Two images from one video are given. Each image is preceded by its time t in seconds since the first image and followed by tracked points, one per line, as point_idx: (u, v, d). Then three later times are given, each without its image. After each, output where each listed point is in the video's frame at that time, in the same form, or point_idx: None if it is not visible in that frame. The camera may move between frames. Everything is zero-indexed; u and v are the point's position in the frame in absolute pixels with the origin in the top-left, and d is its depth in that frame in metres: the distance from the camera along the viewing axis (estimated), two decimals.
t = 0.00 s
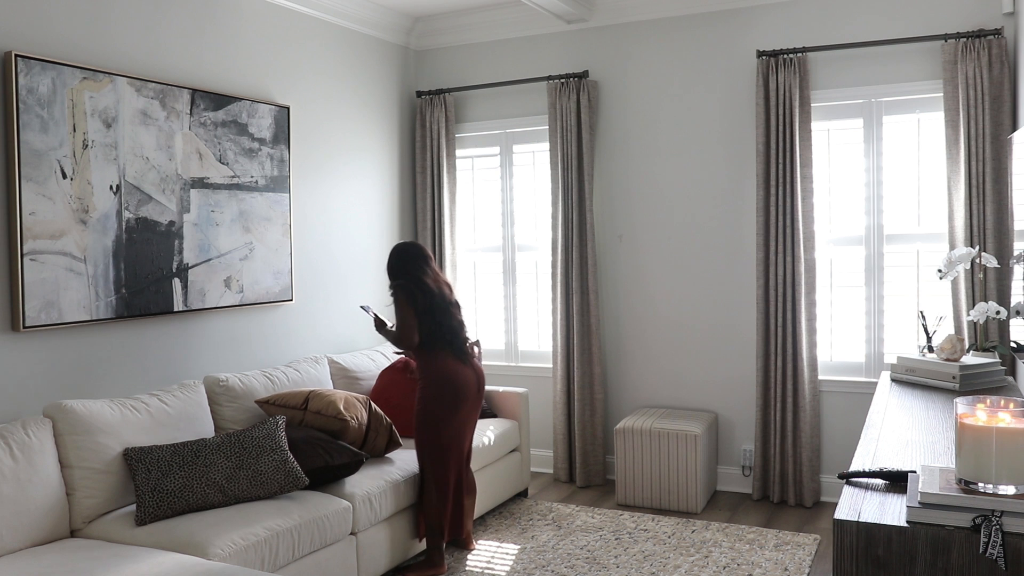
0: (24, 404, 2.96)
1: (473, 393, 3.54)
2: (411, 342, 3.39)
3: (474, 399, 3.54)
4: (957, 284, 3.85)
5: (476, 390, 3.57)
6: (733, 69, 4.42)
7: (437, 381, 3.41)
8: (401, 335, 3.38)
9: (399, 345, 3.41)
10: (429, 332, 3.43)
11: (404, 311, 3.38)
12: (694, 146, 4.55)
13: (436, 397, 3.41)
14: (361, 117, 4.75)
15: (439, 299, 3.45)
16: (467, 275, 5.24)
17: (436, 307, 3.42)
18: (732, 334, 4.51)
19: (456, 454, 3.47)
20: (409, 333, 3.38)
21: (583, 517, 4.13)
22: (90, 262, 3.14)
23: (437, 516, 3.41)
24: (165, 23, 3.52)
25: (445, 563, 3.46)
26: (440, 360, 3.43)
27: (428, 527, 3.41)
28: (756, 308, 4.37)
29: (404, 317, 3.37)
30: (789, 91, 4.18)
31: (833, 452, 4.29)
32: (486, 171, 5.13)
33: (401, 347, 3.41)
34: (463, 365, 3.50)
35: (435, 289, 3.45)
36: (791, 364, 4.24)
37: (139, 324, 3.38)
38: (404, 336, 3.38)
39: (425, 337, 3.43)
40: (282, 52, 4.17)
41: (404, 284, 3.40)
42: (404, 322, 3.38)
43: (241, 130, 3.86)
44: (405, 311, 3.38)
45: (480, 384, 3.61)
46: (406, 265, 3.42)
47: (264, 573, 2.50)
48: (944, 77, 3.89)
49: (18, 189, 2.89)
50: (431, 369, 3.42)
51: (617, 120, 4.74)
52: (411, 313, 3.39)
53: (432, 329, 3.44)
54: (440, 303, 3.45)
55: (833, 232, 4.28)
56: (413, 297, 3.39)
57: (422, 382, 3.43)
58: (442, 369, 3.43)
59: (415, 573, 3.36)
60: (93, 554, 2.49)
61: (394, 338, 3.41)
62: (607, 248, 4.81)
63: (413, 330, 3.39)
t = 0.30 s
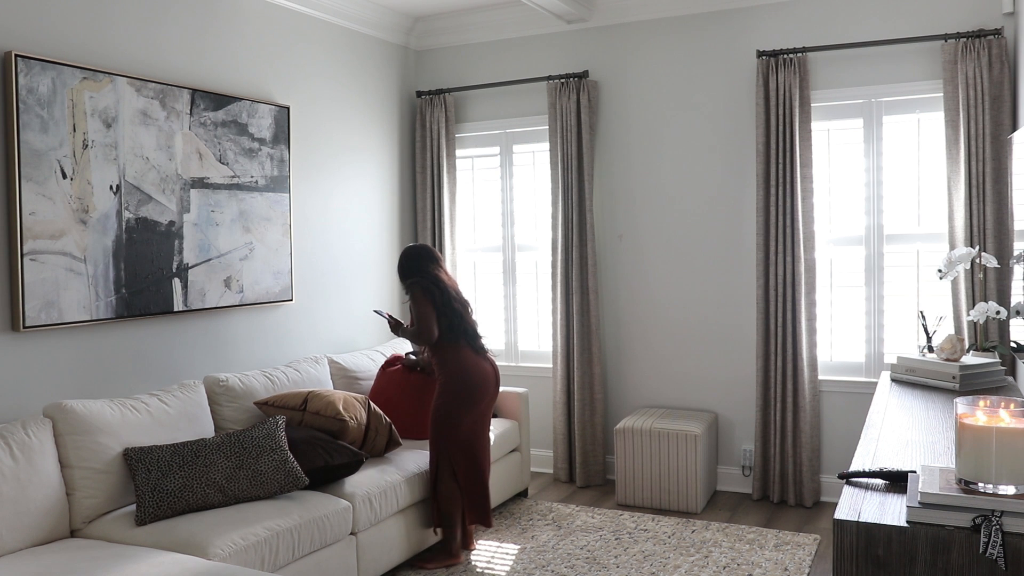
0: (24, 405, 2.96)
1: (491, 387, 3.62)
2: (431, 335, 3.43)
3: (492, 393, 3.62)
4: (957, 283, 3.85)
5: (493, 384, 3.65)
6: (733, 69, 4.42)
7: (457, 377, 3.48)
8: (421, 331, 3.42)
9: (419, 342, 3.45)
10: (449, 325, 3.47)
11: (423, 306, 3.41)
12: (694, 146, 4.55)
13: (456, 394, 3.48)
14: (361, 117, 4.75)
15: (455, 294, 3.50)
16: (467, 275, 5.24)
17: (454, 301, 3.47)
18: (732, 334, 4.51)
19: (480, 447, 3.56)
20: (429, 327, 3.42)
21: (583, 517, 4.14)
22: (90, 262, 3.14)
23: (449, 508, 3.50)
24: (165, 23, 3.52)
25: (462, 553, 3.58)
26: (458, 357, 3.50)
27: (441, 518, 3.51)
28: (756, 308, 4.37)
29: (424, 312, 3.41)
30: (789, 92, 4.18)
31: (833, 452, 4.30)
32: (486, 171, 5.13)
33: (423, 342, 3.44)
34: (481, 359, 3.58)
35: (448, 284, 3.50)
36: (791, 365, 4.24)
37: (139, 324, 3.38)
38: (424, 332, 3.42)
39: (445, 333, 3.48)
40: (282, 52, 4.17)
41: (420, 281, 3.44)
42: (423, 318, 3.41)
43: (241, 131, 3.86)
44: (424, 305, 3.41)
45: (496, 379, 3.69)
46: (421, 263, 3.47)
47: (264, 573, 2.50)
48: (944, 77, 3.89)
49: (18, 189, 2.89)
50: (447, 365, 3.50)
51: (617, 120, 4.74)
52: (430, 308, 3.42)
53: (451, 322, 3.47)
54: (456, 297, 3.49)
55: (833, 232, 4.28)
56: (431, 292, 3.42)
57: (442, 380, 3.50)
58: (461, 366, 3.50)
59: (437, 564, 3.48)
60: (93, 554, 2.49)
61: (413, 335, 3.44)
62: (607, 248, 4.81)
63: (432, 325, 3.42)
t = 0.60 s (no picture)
0: (24, 405, 2.96)
1: (494, 387, 3.61)
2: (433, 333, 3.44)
3: (495, 393, 3.62)
4: (957, 284, 3.85)
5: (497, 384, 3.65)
6: (733, 69, 4.42)
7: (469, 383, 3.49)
8: (425, 327, 3.43)
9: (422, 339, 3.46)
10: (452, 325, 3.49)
11: (428, 304, 3.42)
12: (694, 146, 4.55)
13: (468, 400, 3.49)
14: (361, 117, 4.75)
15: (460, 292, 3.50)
16: (467, 275, 5.24)
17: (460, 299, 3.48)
18: (732, 334, 4.51)
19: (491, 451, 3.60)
20: (433, 324, 3.43)
21: (583, 517, 4.13)
22: (90, 262, 3.14)
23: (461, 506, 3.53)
24: (166, 23, 3.52)
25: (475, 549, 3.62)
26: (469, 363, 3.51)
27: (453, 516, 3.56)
28: (756, 307, 4.37)
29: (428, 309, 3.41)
30: (789, 92, 4.18)
31: (833, 452, 4.30)
32: (486, 172, 5.13)
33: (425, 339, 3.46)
34: (484, 359, 3.58)
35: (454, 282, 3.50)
36: (791, 365, 4.24)
37: (139, 324, 3.38)
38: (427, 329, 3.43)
39: (449, 331, 3.49)
40: (281, 52, 4.17)
41: (426, 278, 3.44)
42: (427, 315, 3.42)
43: (241, 130, 3.86)
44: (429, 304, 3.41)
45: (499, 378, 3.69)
46: (426, 260, 3.48)
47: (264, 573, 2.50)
48: (944, 77, 3.89)
49: (18, 189, 2.89)
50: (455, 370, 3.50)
51: (617, 120, 4.74)
52: (436, 306, 3.43)
53: (455, 320, 3.48)
54: (462, 296, 3.49)
55: (833, 232, 4.28)
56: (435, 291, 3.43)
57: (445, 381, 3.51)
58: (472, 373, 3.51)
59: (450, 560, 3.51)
60: (93, 554, 2.49)
61: (417, 332, 3.46)
62: (607, 248, 4.81)
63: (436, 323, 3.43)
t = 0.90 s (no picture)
0: (24, 405, 2.96)
1: (495, 388, 3.60)
2: (428, 337, 3.42)
3: (496, 394, 3.61)
4: (957, 284, 3.85)
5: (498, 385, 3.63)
6: (733, 70, 4.42)
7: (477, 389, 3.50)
8: (420, 331, 3.42)
9: (418, 342, 3.44)
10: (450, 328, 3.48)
11: (424, 307, 3.41)
12: (694, 146, 4.55)
13: (472, 403, 3.49)
14: (361, 117, 4.75)
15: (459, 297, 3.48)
16: (467, 275, 5.24)
17: (457, 304, 3.47)
18: (732, 334, 4.51)
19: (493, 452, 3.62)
20: (429, 328, 3.42)
21: (583, 517, 4.13)
22: (90, 261, 3.14)
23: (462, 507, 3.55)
24: (166, 24, 3.53)
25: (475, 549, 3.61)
26: (475, 366, 3.52)
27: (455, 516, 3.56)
28: (756, 307, 4.37)
29: (425, 312, 3.41)
30: (789, 92, 4.18)
31: (833, 452, 4.30)
32: (486, 172, 5.13)
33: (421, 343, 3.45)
34: (484, 360, 3.58)
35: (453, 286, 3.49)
36: (791, 365, 4.24)
37: (139, 324, 3.38)
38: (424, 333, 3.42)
39: (446, 335, 3.49)
40: (282, 52, 4.17)
41: (424, 281, 3.44)
42: (424, 318, 3.41)
43: (241, 130, 3.86)
44: (425, 307, 3.41)
45: (501, 379, 3.68)
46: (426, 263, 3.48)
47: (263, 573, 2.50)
48: (944, 77, 3.89)
49: (18, 189, 2.89)
50: (462, 378, 3.49)
51: (617, 120, 4.74)
52: (432, 310, 3.42)
53: (452, 324, 3.47)
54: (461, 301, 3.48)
55: (833, 232, 4.28)
56: (433, 294, 3.42)
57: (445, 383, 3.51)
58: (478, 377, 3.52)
59: (450, 560, 3.51)
60: (93, 554, 2.49)
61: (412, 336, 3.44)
62: (607, 248, 4.81)
63: (432, 326, 3.42)
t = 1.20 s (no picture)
0: (23, 405, 2.96)
1: (496, 389, 3.60)
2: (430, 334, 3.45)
3: (497, 395, 3.61)
4: (957, 284, 3.85)
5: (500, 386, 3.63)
6: (733, 70, 4.42)
7: (484, 395, 3.53)
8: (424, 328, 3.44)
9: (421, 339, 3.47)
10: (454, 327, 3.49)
11: (428, 305, 3.43)
12: (694, 146, 4.55)
13: (471, 402, 3.49)
14: (361, 117, 4.75)
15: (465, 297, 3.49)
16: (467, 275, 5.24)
17: (461, 305, 3.47)
18: (733, 335, 4.51)
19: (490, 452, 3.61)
20: (432, 326, 3.44)
21: (583, 517, 4.13)
22: (90, 261, 3.14)
23: (462, 509, 3.54)
24: (166, 24, 3.53)
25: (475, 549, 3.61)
26: (479, 369, 3.52)
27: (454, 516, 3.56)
28: (756, 308, 4.37)
29: (429, 310, 3.43)
30: (789, 92, 4.18)
31: (833, 452, 4.30)
32: (486, 171, 5.13)
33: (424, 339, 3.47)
34: (486, 361, 3.57)
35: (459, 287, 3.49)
36: (791, 365, 4.24)
37: (139, 324, 3.38)
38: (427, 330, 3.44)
39: (449, 334, 3.50)
40: (282, 52, 4.17)
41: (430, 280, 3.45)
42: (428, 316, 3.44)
43: (241, 130, 3.86)
44: (430, 305, 3.43)
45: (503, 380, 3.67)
46: (434, 263, 3.49)
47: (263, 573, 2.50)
48: (944, 77, 3.89)
49: (18, 189, 2.89)
50: (461, 378, 3.49)
51: (617, 120, 4.74)
52: (436, 309, 3.44)
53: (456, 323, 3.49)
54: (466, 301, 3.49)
55: (833, 232, 4.28)
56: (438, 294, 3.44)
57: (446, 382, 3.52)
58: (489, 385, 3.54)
59: (450, 560, 3.50)
60: (93, 554, 2.49)
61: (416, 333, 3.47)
62: (607, 248, 4.81)
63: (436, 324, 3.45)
